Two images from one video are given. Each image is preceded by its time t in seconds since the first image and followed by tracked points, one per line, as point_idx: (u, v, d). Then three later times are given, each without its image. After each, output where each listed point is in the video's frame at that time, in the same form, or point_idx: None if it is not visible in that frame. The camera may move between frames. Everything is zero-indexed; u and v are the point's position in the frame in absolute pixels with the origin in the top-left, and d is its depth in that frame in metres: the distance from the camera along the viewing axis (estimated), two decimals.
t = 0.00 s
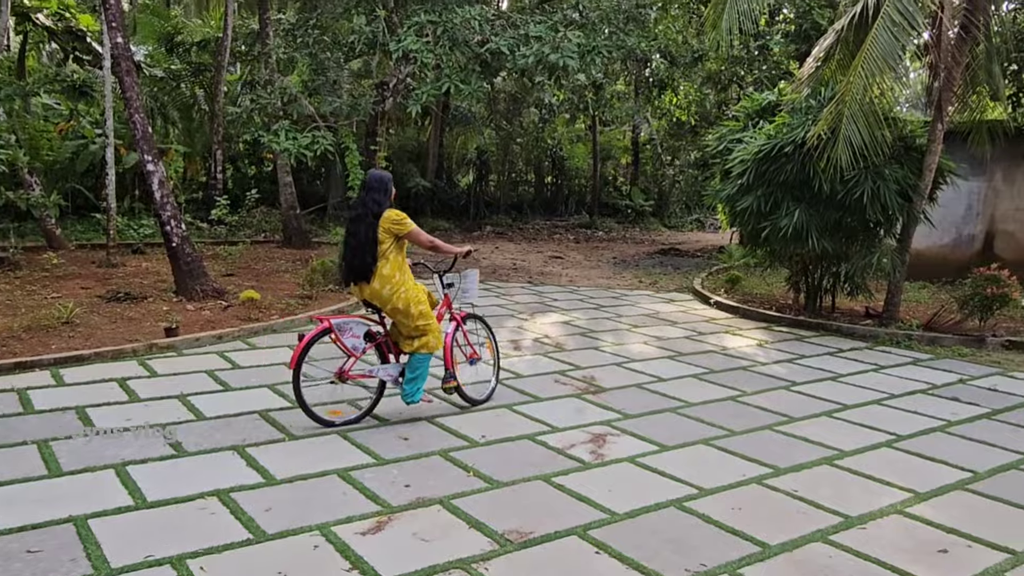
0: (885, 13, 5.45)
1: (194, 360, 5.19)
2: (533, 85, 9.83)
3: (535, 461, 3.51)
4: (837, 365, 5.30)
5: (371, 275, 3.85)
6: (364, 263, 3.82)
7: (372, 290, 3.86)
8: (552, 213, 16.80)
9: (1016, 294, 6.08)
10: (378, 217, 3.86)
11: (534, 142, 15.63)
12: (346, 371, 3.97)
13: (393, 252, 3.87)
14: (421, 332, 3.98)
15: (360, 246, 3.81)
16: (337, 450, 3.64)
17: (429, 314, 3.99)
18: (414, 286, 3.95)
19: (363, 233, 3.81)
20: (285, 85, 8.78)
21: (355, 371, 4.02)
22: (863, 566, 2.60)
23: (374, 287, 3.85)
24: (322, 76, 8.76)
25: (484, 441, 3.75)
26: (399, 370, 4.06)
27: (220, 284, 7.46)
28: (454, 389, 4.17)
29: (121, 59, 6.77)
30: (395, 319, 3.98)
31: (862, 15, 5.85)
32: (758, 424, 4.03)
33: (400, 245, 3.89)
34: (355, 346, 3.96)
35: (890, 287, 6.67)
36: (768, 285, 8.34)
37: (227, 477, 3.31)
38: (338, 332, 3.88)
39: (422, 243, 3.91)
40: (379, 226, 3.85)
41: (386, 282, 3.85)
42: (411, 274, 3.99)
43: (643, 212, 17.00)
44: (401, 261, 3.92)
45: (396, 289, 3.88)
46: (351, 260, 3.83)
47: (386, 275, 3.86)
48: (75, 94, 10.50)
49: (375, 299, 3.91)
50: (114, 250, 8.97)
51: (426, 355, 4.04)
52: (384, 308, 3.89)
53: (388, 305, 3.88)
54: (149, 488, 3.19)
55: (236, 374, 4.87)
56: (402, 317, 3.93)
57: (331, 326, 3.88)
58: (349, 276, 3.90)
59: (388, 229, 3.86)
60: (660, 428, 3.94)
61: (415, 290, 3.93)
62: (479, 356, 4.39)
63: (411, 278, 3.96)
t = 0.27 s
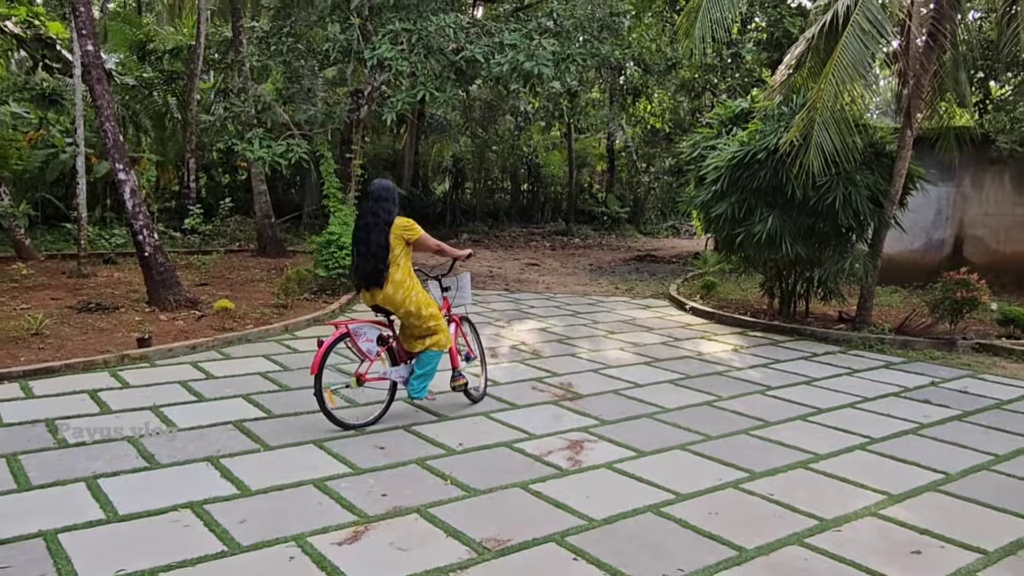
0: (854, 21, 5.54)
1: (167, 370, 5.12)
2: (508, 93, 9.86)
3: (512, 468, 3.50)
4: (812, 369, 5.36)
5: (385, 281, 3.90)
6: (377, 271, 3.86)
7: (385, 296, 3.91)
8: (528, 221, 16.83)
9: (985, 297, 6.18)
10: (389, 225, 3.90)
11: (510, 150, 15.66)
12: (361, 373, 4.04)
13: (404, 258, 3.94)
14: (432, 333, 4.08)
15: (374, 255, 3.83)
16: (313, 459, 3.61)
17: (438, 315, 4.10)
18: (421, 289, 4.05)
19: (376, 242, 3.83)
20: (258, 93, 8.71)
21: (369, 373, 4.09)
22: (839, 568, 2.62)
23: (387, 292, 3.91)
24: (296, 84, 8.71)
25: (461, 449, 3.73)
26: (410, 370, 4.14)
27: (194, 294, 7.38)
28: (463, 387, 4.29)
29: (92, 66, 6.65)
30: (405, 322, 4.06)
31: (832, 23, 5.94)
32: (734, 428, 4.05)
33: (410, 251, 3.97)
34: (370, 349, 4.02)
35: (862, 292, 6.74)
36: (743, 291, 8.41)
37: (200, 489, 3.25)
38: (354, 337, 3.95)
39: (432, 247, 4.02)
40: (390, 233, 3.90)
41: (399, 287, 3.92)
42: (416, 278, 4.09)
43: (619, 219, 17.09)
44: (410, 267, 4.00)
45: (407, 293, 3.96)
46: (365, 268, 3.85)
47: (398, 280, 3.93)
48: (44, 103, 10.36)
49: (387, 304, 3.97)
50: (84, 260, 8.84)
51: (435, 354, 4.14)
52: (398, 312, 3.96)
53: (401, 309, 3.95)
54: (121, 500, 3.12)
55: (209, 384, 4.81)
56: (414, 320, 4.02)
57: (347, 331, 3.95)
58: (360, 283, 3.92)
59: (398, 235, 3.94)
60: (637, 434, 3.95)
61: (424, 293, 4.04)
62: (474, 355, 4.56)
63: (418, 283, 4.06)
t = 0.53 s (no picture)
0: (830, 27, 5.60)
1: (144, 379, 5.06)
2: (488, 99, 9.88)
3: (494, 474, 3.48)
4: (791, 372, 5.40)
5: (398, 282, 4.12)
6: (391, 273, 4.07)
7: (399, 296, 4.15)
8: (509, 226, 16.84)
9: (960, 299, 6.26)
10: (398, 229, 4.08)
11: (490, 156, 15.67)
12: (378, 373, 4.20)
13: (413, 261, 4.19)
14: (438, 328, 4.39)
15: (390, 258, 4.01)
16: (293, 467, 3.57)
17: (442, 312, 4.41)
18: (425, 288, 4.34)
19: (390, 246, 4.00)
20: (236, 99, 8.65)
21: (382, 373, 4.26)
22: (820, 569, 2.63)
23: (401, 293, 4.15)
24: (275, 90, 8.67)
25: (442, 455, 3.71)
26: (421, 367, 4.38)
27: (171, 302, 7.30)
28: (467, 378, 4.61)
29: (66, 73, 6.57)
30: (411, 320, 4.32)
31: (808, 29, 6.00)
32: (714, 432, 4.07)
33: (417, 254, 4.22)
34: (383, 348, 4.25)
35: (840, 295, 6.81)
36: (723, 295, 8.46)
37: (178, 499, 3.21)
38: (370, 336, 4.13)
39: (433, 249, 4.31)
40: (400, 236, 4.10)
41: (409, 288, 4.18)
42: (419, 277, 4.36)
43: (599, 224, 17.17)
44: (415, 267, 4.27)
45: (416, 292, 4.23)
46: (380, 271, 4.02)
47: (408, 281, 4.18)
48: (18, 109, 10.22)
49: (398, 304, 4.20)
50: (60, 268, 8.72)
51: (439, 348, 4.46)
52: (408, 312, 4.20)
53: (412, 308, 4.21)
54: (96, 512, 3.07)
55: (187, 393, 4.75)
56: (422, 317, 4.31)
57: (363, 331, 4.12)
58: (372, 285, 4.10)
59: (406, 238, 4.18)
60: (618, 438, 3.96)
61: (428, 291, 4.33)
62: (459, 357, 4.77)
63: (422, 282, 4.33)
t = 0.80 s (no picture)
0: (810, 31, 5.65)
1: (124, 387, 5.00)
2: (471, 104, 9.91)
3: (478, 479, 3.47)
4: (773, 374, 5.43)
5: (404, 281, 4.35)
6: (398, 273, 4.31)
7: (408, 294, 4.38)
8: (493, 231, 16.85)
9: (940, 302, 6.32)
10: (400, 232, 4.33)
11: (473, 160, 15.67)
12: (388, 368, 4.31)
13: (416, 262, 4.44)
14: (438, 324, 4.63)
15: (395, 258, 4.25)
16: (276, 474, 3.55)
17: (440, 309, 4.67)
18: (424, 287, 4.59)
19: (394, 247, 4.25)
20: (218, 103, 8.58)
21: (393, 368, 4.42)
22: (803, 570, 2.64)
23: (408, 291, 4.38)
24: (257, 94, 8.63)
25: (426, 460, 3.70)
26: (418, 363, 4.55)
27: (153, 308, 7.23)
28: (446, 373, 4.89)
29: (45, 77, 6.49)
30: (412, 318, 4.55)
31: (789, 33, 6.05)
32: (697, 434, 4.08)
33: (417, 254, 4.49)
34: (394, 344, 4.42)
35: (822, 298, 6.87)
36: (706, 298, 8.50)
37: (159, 507, 3.17)
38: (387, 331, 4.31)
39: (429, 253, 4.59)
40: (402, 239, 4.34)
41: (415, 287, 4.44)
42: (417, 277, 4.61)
43: (583, 228, 17.22)
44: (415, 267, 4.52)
45: (419, 290, 4.48)
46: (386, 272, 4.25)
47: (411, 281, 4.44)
48: None
49: (403, 303, 4.43)
50: (39, 274, 8.61)
51: (433, 343, 4.70)
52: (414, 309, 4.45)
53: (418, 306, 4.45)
54: (76, 520, 3.03)
55: (168, 400, 4.71)
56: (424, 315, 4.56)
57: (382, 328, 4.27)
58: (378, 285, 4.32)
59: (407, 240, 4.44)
60: (601, 441, 3.96)
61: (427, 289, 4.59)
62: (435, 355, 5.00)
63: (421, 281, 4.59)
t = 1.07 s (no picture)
0: (794, 35, 5.69)
1: (108, 392, 4.96)
2: (457, 107, 9.92)
3: (465, 482, 3.47)
4: (759, 375, 5.46)
5: (402, 280, 4.58)
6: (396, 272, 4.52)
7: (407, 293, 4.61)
8: (479, 234, 16.85)
9: (923, 303, 6.38)
10: (398, 232, 4.54)
11: (460, 163, 15.68)
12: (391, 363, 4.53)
13: (411, 262, 4.67)
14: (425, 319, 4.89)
15: (394, 258, 4.46)
16: (261, 479, 3.53)
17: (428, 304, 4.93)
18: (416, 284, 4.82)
19: (394, 246, 4.46)
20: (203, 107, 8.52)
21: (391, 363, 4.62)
22: (789, 571, 2.65)
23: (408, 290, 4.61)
24: (242, 98, 8.59)
25: (413, 464, 3.69)
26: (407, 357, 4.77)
27: (137, 313, 7.18)
28: (428, 367, 5.07)
29: (27, 81, 6.41)
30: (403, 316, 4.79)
31: (773, 37, 6.09)
32: (684, 436, 4.09)
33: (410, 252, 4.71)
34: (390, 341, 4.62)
35: (807, 299, 6.91)
36: (692, 300, 8.53)
37: (143, 513, 3.14)
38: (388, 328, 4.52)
39: (421, 255, 4.84)
40: (400, 239, 4.55)
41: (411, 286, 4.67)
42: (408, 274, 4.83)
43: (569, 231, 17.25)
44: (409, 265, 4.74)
45: (414, 287, 4.71)
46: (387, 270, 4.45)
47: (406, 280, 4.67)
48: None
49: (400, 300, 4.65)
50: (21, 279, 8.53)
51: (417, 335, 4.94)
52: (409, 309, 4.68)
53: (415, 304, 4.68)
54: (59, 527, 3.00)
55: (152, 405, 4.67)
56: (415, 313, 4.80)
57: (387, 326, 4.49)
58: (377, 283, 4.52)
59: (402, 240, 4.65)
60: (588, 444, 3.97)
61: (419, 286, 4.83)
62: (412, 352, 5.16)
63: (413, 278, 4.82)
